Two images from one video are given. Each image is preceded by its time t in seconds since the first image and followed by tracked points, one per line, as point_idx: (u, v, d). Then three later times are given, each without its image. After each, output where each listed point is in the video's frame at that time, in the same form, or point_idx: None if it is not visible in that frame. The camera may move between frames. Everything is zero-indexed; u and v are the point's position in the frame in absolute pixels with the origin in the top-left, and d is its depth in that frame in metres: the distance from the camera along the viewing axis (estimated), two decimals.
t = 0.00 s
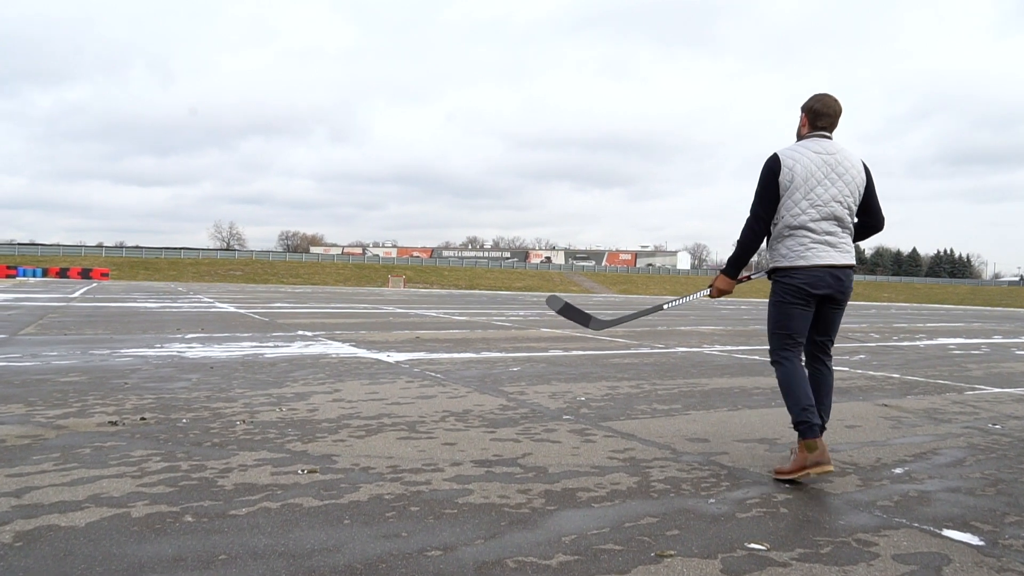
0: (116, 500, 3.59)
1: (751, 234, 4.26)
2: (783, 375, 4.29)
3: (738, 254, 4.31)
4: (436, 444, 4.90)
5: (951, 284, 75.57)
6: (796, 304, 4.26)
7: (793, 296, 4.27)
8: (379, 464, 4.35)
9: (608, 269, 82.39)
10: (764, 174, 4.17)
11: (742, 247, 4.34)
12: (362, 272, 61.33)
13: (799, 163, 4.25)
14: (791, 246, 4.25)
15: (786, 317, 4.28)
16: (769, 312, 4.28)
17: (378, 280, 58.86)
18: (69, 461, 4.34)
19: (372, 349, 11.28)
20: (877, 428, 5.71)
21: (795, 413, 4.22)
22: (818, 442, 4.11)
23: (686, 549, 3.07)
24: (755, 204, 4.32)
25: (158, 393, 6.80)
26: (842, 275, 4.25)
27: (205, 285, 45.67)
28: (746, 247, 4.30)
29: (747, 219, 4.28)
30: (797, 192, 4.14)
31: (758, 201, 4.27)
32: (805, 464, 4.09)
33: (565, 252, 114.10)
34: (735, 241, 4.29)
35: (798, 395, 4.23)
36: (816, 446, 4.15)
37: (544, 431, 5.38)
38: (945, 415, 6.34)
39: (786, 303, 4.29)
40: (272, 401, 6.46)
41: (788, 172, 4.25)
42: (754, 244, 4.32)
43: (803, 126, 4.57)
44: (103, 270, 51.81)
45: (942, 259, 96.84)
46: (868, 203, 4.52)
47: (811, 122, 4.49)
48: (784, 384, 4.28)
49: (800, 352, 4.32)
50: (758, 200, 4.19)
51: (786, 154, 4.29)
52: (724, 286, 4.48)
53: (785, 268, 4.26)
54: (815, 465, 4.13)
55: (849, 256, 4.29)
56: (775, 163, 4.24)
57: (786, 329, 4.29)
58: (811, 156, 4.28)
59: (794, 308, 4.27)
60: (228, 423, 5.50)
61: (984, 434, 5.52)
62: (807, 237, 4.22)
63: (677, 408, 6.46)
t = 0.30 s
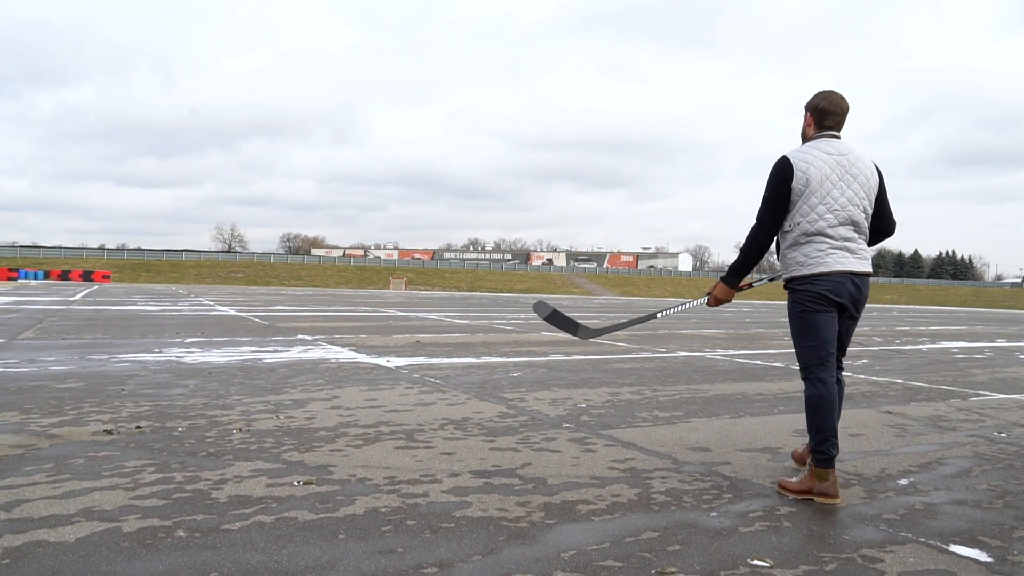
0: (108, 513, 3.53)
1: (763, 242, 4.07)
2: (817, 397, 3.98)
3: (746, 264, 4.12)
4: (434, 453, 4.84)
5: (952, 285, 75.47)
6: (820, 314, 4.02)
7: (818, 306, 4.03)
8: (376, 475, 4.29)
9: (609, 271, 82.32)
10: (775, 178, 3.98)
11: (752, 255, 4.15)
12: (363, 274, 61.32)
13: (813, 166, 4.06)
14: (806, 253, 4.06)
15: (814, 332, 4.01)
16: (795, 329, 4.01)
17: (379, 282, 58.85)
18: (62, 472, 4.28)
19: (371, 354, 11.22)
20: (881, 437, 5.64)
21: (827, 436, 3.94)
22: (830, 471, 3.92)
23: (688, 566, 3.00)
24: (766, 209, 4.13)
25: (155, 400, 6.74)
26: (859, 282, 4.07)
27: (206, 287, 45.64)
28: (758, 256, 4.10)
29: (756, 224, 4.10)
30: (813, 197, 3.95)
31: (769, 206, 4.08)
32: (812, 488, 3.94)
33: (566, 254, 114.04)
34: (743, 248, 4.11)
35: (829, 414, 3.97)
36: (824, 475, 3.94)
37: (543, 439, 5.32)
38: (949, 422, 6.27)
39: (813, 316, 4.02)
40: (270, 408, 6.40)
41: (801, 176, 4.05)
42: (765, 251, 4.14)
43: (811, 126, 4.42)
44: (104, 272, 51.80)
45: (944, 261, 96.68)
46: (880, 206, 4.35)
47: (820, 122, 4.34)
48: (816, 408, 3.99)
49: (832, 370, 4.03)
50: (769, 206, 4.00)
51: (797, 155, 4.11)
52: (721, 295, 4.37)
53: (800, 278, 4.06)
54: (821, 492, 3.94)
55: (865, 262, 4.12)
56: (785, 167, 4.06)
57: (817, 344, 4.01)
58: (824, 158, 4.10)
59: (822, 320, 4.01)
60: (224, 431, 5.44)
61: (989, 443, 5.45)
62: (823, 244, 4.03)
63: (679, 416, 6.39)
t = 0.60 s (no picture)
0: (104, 522, 3.50)
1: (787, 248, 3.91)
2: (825, 408, 3.92)
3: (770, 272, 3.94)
4: (434, 460, 4.80)
5: (953, 287, 75.40)
6: (839, 325, 3.89)
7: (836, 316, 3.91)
8: (375, 483, 4.25)
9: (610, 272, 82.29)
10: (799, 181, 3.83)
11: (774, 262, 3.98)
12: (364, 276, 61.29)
13: (835, 167, 3.93)
14: (829, 258, 3.93)
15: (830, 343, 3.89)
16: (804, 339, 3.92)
17: (380, 283, 58.83)
18: (59, 479, 4.25)
19: (371, 357, 11.19)
20: (883, 442, 5.60)
21: (832, 448, 3.89)
22: (831, 480, 3.89)
23: None
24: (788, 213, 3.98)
25: (153, 405, 6.71)
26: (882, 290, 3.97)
27: (207, 290, 45.60)
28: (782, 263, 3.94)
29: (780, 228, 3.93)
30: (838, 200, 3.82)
31: (793, 211, 3.93)
32: (812, 497, 3.93)
33: (567, 255, 114.05)
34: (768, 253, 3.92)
35: (837, 427, 3.90)
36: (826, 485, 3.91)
37: (543, 445, 5.28)
38: (952, 427, 6.24)
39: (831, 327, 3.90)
40: (268, 413, 6.36)
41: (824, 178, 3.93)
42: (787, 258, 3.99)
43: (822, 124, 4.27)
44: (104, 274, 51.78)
45: (945, 262, 96.56)
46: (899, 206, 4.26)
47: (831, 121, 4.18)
48: (824, 419, 3.92)
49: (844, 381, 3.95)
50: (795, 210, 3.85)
51: (819, 156, 3.98)
52: (747, 311, 3.97)
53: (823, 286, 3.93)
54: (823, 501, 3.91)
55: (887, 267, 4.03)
56: (808, 169, 3.91)
57: (831, 355, 3.90)
58: (847, 158, 3.97)
59: (840, 331, 3.89)
60: (222, 437, 5.41)
61: (993, 449, 5.41)
62: (847, 250, 3.92)
63: (680, 421, 6.35)
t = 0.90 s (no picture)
0: (99, 530, 3.49)
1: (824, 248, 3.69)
2: (834, 418, 3.83)
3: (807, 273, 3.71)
4: (431, 465, 4.78)
5: (953, 288, 75.37)
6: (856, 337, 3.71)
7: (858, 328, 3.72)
8: (372, 488, 4.24)
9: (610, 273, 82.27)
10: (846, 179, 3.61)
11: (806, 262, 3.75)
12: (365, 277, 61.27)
13: (880, 168, 3.73)
14: (866, 264, 3.73)
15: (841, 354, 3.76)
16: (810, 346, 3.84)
17: (380, 284, 58.81)
18: (55, 485, 4.23)
19: (370, 360, 11.18)
20: (882, 447, 5.58)
21: (835, 458, 3.85)
22: (831, 489, 3.85)
23: None
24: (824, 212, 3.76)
25: (151, 408, 6.70)
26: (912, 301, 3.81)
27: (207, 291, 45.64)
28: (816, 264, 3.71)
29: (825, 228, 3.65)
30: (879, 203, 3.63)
31: (832, 210, 3.71)
32: (812, 502, 3.89)
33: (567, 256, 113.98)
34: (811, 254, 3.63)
35: (843, 439, 3.83)
36: (824, 494, 3.87)
37: (541, 450, 5.27)
38: (951, 431, 6.23)
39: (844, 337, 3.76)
40: (267, 417, 6.35)
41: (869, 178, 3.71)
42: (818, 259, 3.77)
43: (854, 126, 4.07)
44: (104, 276, 51.75)
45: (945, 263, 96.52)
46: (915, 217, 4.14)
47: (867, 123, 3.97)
48: (830, 428, 3.85)
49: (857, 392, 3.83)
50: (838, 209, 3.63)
51: (862, 154, 3.76)
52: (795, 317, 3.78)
53: (853, 293, 3.74)
54: (821, 508, 3.88)
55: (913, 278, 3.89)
56: (853, 166, 3.69)
57: (846, 367, 3.77)
58: (890, 160, 3.78)
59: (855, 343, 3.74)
60: (219, 442, 5.39)
61: (992, 453, 5.40)
62: (883, 256, 3.73)
63: (679, 425, 6.34)
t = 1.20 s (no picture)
0: (96, 535, 3.48)
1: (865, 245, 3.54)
2: (854, 424, 3.74)
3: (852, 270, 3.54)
4: (429, 469, 4.78)
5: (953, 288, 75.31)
6: (886, 346, 3.60)
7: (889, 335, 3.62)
8: (370, 493, 4.23)
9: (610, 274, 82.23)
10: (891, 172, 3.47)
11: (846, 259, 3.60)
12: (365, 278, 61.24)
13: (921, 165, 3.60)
14: (905, 265, 3.60)
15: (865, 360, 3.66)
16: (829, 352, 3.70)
17: (380, 286, 58.77)
18: (52, 490, 4.22)
19: (369, 362, 11.16)
20: (881, 451, 5.57)
21: (853, 464, 3.78)
22: (846, 498, 3.77)
23: None
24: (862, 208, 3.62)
25: (149, 412, 6.69)
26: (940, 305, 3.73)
27: (208, 292, 45.61)
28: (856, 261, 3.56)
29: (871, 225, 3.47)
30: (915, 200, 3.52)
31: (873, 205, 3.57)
32: (823, 513, 3.81)
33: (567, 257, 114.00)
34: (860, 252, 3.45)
35: (862, 446, 3.75)
36: (840, 502, 3.78)
37: (540, 454, 5.26)
38: (950, 434, 6.22)
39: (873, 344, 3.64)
40: (265, 420, 6.34)
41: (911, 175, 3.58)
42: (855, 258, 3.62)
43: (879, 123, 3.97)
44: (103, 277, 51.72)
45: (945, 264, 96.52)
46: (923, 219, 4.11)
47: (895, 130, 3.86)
48: (850, 435, 3.75)
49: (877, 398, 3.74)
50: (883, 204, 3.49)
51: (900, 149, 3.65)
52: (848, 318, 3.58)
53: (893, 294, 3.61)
54: (834, 516, 3.80)
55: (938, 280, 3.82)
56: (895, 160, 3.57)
57: (872, 374, 3.67)
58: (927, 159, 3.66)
59: (883, 351, 3.62)
60: (217, 446, 5.39)
61: (991, 457, 5.39)
62: (922, 257, 3.63)
63: (678, 428, 6.33)
